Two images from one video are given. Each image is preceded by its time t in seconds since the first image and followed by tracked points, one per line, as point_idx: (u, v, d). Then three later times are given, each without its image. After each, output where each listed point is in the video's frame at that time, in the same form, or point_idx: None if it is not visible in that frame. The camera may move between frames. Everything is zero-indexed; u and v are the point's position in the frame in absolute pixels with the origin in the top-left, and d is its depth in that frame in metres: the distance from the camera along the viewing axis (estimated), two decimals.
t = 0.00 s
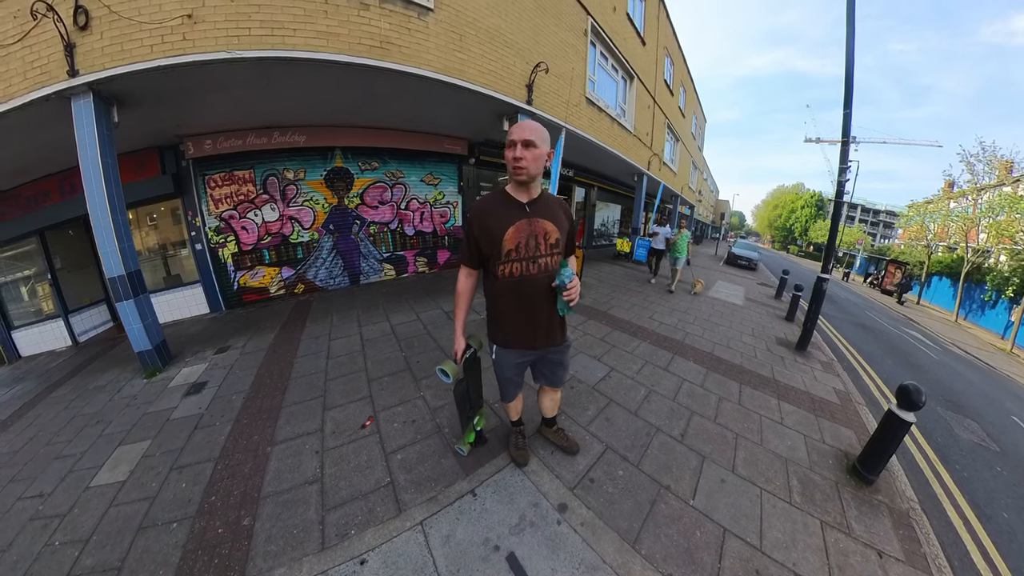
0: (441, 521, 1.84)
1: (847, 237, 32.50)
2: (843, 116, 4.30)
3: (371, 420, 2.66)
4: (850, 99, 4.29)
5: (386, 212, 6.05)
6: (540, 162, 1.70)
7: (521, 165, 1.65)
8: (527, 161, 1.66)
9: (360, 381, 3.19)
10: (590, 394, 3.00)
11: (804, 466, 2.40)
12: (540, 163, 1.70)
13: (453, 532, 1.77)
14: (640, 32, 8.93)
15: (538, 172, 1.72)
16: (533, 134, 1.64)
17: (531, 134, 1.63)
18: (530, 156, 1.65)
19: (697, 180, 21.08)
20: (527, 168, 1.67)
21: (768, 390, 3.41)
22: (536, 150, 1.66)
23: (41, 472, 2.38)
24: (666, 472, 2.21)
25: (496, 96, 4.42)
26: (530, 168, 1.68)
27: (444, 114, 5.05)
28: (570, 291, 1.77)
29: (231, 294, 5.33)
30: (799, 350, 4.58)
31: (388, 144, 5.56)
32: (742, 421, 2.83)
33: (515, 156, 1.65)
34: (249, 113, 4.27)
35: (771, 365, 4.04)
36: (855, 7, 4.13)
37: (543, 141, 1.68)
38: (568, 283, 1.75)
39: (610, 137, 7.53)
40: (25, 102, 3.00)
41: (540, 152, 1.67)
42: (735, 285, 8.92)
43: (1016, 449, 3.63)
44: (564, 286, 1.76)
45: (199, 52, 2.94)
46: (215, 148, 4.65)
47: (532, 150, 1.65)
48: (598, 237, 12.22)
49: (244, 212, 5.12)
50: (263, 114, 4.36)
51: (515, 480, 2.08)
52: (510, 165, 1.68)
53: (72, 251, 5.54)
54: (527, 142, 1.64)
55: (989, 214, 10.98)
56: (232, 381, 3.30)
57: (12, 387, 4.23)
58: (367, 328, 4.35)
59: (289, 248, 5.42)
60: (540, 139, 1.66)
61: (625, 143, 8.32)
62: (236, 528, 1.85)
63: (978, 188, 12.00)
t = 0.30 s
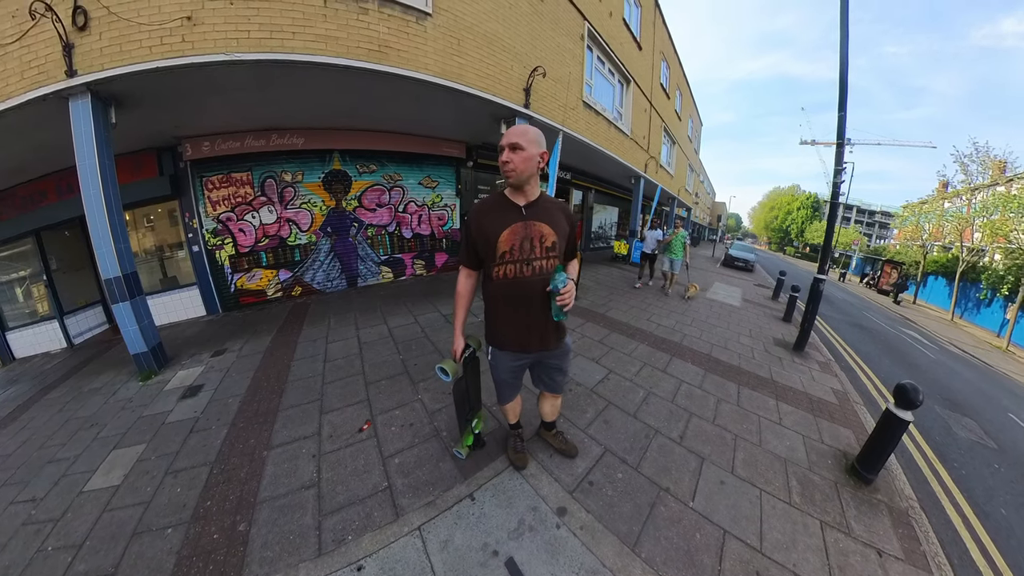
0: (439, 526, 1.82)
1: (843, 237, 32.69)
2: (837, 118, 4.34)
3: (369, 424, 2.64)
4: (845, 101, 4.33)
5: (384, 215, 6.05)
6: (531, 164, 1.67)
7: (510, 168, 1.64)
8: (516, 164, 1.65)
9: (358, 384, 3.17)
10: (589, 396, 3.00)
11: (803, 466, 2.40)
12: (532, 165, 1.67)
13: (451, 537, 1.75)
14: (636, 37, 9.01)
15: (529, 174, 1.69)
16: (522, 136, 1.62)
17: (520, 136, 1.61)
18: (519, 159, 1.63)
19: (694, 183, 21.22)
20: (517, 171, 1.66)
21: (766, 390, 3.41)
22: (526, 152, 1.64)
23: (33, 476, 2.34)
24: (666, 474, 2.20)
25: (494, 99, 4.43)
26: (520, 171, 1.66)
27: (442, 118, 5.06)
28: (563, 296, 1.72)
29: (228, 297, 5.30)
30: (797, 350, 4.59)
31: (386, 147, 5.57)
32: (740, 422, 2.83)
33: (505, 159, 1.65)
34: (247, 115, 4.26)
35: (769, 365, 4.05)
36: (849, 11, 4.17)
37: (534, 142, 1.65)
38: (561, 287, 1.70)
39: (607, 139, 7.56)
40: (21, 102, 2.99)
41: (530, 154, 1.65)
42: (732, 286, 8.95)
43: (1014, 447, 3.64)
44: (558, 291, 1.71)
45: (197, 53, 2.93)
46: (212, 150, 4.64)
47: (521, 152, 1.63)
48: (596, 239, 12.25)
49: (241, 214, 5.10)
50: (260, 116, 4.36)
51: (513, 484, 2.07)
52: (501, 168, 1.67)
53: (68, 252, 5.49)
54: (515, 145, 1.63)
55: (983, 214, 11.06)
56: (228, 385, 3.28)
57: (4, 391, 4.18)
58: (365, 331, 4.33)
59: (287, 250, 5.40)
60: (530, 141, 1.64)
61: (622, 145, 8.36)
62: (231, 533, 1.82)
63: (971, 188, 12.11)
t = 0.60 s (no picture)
0: (438, 528, 1.81)
1: (839, 237, 32.90)
2: (833, 119, 4.37)
3: (366, 425, 2.63)
4: (841, 102, 4.36)
5: (381, 216, 6.04)
6: (524, 165, 1.67)
7: (503, 170, 1.65)
8: (509, 165, 1.64)
9: (355, 386, 3.16)
10: (587, 397, 2.99)
11: (801, 465, 2.41)
12: (525, 165, 1.66)
13: (450, 539, 1.74)
14: (633, 38, 9.05)
15: (523, 174, 1.68)
16: (515, 138, 1.62)
17: (512, 138, 1.62)
18: (512, 160, 1.63)
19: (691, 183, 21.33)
20: (510, 172, 1.65)
21: (763, 389, 3.42)
22: (519, 153, 1.64)
23: (27, 480, 2.32)
24: (664, 474, 2.21)
25: (491, 100, 4.44)
26: (513, 171, 1.66)
27: (439, 118, 5.06)
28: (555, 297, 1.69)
29: (224, 298, 5.27)
30: (794, 350, 4.60)
31: (384, 147, 5.57)
32: (738, 422, 2.83)
33: (498, 160, 1.65)
34: (244, 116, 4.25)
35: (767, 365, 4.06)
36: (844, 13, 4.21)
37: (527, 143, 1.65)
38: (552, 287, 1.68)
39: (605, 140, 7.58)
40: (15, 102, 2.96)
41: (524, 154, 1.65)
42: (729, 286, 8.98)
43: (1010, 444, 3.67)
44: (550, 291, 1.69)
45: (195, 53, 2.92)
46: (209, 151, 4.63)
47: (514, 154, 1.63)
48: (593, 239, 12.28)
49: (238, 215, 5.08)
50: (257, 117, 4.34)
51: (511, 485, 2.06)
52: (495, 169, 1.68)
53: (64, 253, 5.45)
54: (508, 146, 1.63)
55: (978, 213, 11.16)
56: (225, 387, 3.26)
57: None
58: (363, 332, 4.32)
59: (284, 251, 5.38)
60: (523, 142, 1.65)
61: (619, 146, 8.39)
62: (228, 537, 1.81)
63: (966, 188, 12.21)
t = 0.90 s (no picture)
0: (438, 526, 1.82)
1: (838, 236, 32.94)
2: (833, 118, 4.37)
3: (366, 424, 2.63)
4: (841, 101, 4.37)
5: (380, 215, 6.04)
6: (520, 163, 1.67)
7: (500, 169, 1.64)
8: (505, 163, 1.64)
9: (355, 385, 3.16)
10: (587, 396, 3.00)
11: (799, 463, 2.42)
12: (521, 164, 1.66)
13: (450, 537, 1.75)
14: (633, 37, 9.03)
15: (519, 173, 1.68)
16: (510, 136, 1.62)
17: (508, 135, 1.62)
18: (508, 159, 1.63)
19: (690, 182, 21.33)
20: (506, 171, 1.65)
21: (762, 388, 3.43)
22: (514, 151, 1.64)
23: (26, 481, 2.32)
24: (663, 472, 2.21)
25: (490, 99, 4.43)
26: (510, 170, 1.66)
27: (439, 117, 5.05)
28: (555, 296, 1.70)
29: (223, 298, 5.26)
30: (793, 348, 4.62)
31: (384, 146, 5.56)
32: (737, 420, 2.84)
33: (494, 159, 1.65)
34: (243, 115, 4.24)
35: (766, 364, 4.07)
36: (844, 12, 4.21)
37: (523, 141, 1.65)
38: (551, 286, 1.68)
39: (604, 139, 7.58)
40: (13, 101, 2.95)
41: (520, 152, 1.65)
42: (729, 285, 8.99)
43: (1008, 443, 3.68)
44: (549, 289, 1.69)
45: (193, 52, 2.91)
46: (207, 150, 4.61)
47: (510, 152, 1.63)
48: (593, 238, 12.29)
49: (236, 215, 5.07)
50: (256, 116, 4.33)
51: (511, 483, 2.07)
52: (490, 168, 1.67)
53: (62, 253, 5.44)
54: (504, 145, 1.63)
55: (977, 213, 11.18)
56: (225, 386, 3.25)
57: None
58: (362, 331, 4.32)
59: (283, 250, 5.37)
60: (519, 140, 1.64)
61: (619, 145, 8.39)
62: (228, 536, 1.81)
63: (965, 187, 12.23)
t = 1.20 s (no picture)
0: (438, 524, 1.82)
1: (838, 236, 32.92)
2: (833, 117, 4.37)
3: (366, 423, 2.64)
4: (841, 100, 4.36)
5: (380, 213, 6.03)
6: (519, 160, 1.67)
7: (499, 165, 1.64)
8: (504, 161, 1.65)
9: (355, 383, 3.17)
10: (586, 394, 3.01)
11: (798, 461, 2.43)
12: (520, 160, 1.67)
13: (450, 534, 1.76)
14: (633, 34, 9.00)
15: (517, 169, 1.69)
16: (508, 132, 1.62)
17: (506, 132, 1.62)
18: (507, 156, 1.63)
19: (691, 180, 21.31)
20: (505, 168, 1.66)
21: (761, 387, 3.44)
22: (513, 147, 1.64)
23: (28, 480, 2.32)
24: (662, 470, 2.22)
25: (490, 97, 4.43)
26: (508, 167, 1.66)
27: (439, 115, 5.05)
28: (556, 294, 1.71)
29: (223, 297, 5.26)
30: (792, 347, 4.63)
31: (383, 144, 5.54)
32: (736, 418, 2.85)
33: (493, 157, 1.65)
34: (242, 113, 4.23)
35: (766, 363, 4.08)
36: (845, 10, 4.20)
37: (521, 137, 1.66)
38: (553, 285, 1.69)
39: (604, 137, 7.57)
40: (11, 101, 2.95)
41: (518, 149, 1.65)
42: (728, 284, 9.00)
43: (1006, 443, 3.69)
44: (551, 287, 1.70)
45: (191, 50, 2.90)
46: (207, 149, 4.59)
47: (509, 148, 1.63)
48: (593, 237, 12.29)
49: (236, 213, 5.06)
50: (255, 114, 4.32)
51: (510, 481, 2.07)
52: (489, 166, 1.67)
53: (62, 253, 5.44)
54: (502, 141, 1.64)
55: (977, 213, 11.18)
56: (225, 385, 3.26)
57: None
58: (362, 329, 4.33)
59: (282, 249, 5.37)
60: (517, 136, 1.64)
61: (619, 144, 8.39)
62: (229, 534, 1.82)
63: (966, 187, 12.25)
